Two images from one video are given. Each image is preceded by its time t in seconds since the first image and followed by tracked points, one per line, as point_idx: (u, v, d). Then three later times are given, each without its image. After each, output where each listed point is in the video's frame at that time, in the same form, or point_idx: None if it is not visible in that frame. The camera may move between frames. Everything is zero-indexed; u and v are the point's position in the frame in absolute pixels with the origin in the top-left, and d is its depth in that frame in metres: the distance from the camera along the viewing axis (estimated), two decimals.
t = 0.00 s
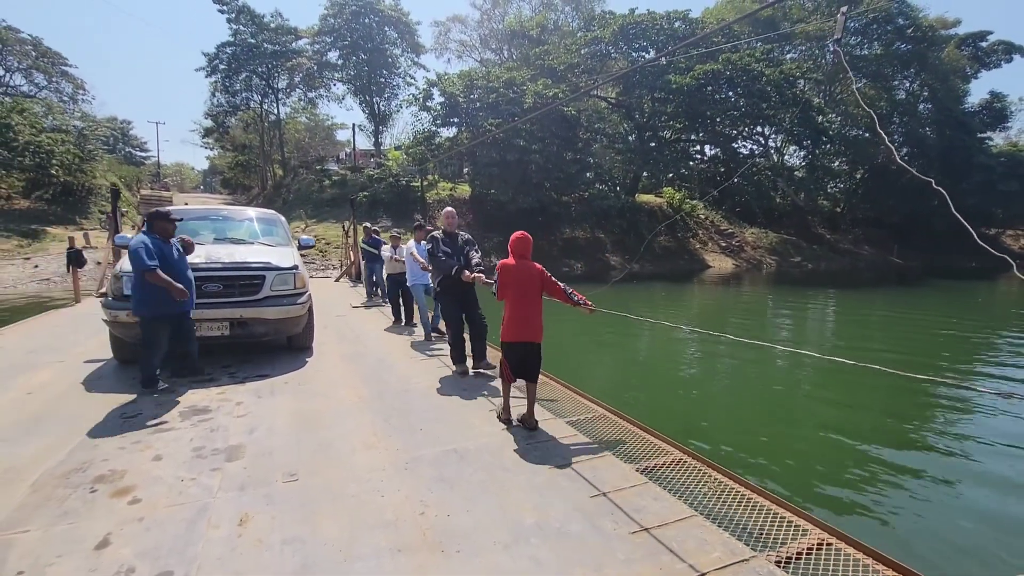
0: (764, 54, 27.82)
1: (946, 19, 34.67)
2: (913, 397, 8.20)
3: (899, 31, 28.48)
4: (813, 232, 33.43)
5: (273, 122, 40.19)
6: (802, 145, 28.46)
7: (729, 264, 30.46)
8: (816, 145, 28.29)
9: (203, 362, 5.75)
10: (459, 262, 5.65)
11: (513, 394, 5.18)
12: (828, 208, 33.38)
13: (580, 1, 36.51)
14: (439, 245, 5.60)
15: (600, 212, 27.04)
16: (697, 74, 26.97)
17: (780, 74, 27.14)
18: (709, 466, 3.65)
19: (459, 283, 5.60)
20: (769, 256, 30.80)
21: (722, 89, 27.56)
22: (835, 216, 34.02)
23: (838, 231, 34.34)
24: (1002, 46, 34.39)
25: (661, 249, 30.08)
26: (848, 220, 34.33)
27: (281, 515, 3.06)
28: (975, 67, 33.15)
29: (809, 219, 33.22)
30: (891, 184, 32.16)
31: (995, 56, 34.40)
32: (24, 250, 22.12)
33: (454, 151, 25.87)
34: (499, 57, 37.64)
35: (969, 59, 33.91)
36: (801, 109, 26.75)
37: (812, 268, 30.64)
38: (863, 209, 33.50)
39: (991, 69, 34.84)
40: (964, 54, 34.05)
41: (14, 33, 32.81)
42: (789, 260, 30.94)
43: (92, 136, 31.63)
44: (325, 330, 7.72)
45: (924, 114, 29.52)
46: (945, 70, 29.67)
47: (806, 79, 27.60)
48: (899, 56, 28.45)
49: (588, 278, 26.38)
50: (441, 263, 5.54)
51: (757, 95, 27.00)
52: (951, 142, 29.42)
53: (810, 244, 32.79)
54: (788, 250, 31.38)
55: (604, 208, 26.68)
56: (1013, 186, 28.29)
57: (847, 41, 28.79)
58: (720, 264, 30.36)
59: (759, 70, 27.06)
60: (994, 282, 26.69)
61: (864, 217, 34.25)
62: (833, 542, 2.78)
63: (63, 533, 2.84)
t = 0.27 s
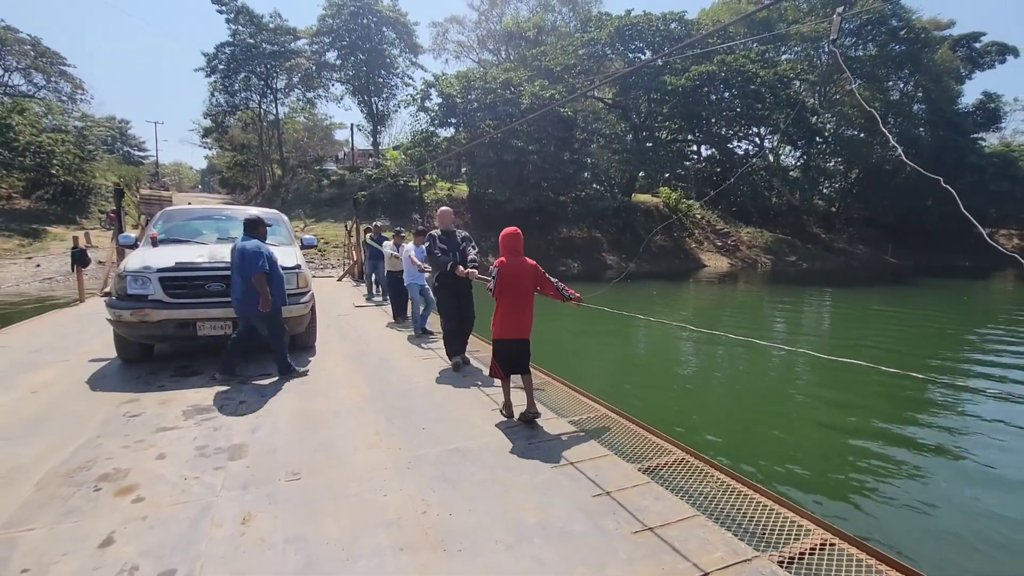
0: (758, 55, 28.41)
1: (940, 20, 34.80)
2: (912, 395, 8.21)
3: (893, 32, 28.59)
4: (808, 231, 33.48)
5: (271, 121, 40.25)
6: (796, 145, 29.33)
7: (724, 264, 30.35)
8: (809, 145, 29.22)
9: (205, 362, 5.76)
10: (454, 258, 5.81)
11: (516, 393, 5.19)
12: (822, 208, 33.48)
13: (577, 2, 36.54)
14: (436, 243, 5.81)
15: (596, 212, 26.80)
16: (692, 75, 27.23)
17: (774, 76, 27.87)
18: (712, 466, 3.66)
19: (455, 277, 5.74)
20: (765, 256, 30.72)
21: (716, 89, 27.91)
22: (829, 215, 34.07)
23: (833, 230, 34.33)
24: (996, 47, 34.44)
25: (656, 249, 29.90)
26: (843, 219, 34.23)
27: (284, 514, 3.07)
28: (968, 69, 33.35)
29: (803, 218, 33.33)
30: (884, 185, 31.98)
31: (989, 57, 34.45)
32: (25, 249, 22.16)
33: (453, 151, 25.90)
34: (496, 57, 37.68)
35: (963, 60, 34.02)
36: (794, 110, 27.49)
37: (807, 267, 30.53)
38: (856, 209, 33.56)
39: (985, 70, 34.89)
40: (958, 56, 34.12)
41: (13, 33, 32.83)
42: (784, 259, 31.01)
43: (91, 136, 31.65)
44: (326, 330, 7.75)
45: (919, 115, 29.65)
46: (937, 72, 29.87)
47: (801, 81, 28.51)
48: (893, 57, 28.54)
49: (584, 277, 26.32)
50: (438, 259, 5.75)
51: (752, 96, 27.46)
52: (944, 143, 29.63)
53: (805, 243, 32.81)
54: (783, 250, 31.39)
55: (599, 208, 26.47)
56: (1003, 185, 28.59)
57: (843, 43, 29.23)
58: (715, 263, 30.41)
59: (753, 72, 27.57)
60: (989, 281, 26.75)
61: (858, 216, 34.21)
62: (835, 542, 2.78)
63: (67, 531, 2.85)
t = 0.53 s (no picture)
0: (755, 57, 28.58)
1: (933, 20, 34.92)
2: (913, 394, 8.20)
3: (886, 33, 29.04)
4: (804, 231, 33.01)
5: (269, 121, 40.25)
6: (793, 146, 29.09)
7: (720, 262, 30.16)
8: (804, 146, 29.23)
9: (208, 361, 5.76)
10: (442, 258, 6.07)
11: (518, 392, 5.19)
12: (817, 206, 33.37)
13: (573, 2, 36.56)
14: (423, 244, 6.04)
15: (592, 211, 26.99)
16: (687, 75, 27.19)
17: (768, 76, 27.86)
18: (716, 465, 3.66)
19: (443, 277, 6.03)
20: (761, 254, 30.70)
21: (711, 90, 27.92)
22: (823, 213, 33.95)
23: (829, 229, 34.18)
24: (988, 46, 34.50)
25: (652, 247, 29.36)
26: (838, 217, 34.08)
27: (287, 514, 3.06)
28: (960, 69, 33.45)
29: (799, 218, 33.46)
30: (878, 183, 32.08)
31: (982, 56, 34.50)
32: (26, 249, 22.17)
33: (452, 151, 25.92)
34: (494, 57, 37.73)
35: (955, 60, 34.07)
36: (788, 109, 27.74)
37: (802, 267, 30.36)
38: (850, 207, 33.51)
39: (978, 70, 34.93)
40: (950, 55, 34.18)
41: (10, 32, 32.80)
42: (779, 258, 30.93)
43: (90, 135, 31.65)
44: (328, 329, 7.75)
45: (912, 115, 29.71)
46: (931, 71, 29.95)
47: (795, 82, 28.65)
48: (886, 57, 28.89)
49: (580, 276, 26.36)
50: (426, 259, 6.00)
51: (746, 96, 27.51)
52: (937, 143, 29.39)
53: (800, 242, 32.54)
54: (778, 249, 31.21)
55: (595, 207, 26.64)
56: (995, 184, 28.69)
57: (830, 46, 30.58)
58: (711, 260, 30.22)
59: (747, 72, 27.63)
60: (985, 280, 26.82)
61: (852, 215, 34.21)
62: (840, 542, 2.78)
63: (71, 530, 2.85)
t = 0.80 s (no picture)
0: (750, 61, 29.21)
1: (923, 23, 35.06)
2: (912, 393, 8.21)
3: (876, 36, 28.53)
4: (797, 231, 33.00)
5: (266, 124, 40.31)
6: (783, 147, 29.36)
7: (714, 263, 30.51)
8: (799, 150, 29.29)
9: (210, 363, 5.77)
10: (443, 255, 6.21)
11: (520, 393, 5.20)
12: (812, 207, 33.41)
13: (569, 5, 36.69)
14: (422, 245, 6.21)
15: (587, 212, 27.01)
16: (680, 79, 26.77)
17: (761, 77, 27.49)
18: (717, 467, 3.67)
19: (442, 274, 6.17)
20: (754, 255, 30.75)
21: (702, 92, 27.58)
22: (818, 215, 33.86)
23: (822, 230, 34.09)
24: (978, 49, 34.75)
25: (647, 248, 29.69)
26: (831, 218, 34.19)
27: (288, 515, 3.07)
28: (950, 71, 33.62)
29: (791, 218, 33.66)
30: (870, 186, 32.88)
31: (972, 58, 34.71)
32: (25, 251, 22.20)
33: (450, 153, 25.97)
34: (490, 60, 37.84)
35: (945, 63, 34.11)
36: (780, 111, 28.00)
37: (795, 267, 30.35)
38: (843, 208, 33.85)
39: (969, 72, 35.08)
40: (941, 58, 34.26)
41: (7, 35, 32.82)
42: (772, 258, 30.94)
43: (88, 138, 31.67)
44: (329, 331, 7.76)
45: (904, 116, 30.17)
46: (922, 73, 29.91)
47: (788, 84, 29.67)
48: (880, 60, 28.55)
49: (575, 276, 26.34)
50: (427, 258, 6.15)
51: (739, 99, 27.40)
52: (928, 144, 30.02)
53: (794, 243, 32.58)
54: (772, 250, 31.28)
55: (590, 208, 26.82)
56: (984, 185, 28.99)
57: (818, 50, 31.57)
58: (705, 262, 30.44)
59: (739, 75, 27.39)
60: (981, 280, 26.83)
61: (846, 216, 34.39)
62: (842, 545, 2.79)
63: (73, 532, 2.85)
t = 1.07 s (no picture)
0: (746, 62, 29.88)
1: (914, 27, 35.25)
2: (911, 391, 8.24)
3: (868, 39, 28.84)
4: (789, 232, 33.77)
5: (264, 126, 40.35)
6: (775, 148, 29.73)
7: (708, 262, 30.10)
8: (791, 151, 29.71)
9: (212, 364, 5.79)
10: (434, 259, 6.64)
11: (521, 395, 5.21)
12: (804, 207, 34.05)
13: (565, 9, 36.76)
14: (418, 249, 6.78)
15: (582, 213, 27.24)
16: (675, 81, 27.19)
17: (753, 82, 28.09)
18: (718, 468, 3.69)
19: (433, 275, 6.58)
20: (747, 256, 30.84)
21: (695, 96, 27.80)
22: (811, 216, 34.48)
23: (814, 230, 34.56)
24: (969, 52, 34.92)
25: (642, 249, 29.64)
26: (823, 219, 34.52)
27: (290, 516, 3.08)
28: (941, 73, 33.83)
29: (785, 219, 33.78)
30: (861, 186, 33.20)
31: (963, 61, 34.90)
32: (26, 252, 22.21)
33: (447, 155, 25.96)
34: (487, 63, 37.95)
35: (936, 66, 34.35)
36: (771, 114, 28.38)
37: (789, 266, 30.27)
38: (836, 209, 34.36)
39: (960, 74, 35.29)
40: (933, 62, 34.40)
41: (5, 37, 32.81)
42: (766, 259, 31.17)
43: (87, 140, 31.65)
44: (330, 332, 7.77)
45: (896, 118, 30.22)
46: (913, 76, 30.44)
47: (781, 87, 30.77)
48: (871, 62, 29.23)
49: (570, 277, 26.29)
50: (422, 260, 6.71)
51: (731, 101, 27.64)
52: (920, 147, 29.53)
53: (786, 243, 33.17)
54: (766, 250, 31.72)
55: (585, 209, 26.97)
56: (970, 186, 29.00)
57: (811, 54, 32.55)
58: (701, 263, 30.17)
59: (732, 79, 27.61)
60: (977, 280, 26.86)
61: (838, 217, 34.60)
62: (843, 546, 2.80)
63: (76, 533, 2.86)
